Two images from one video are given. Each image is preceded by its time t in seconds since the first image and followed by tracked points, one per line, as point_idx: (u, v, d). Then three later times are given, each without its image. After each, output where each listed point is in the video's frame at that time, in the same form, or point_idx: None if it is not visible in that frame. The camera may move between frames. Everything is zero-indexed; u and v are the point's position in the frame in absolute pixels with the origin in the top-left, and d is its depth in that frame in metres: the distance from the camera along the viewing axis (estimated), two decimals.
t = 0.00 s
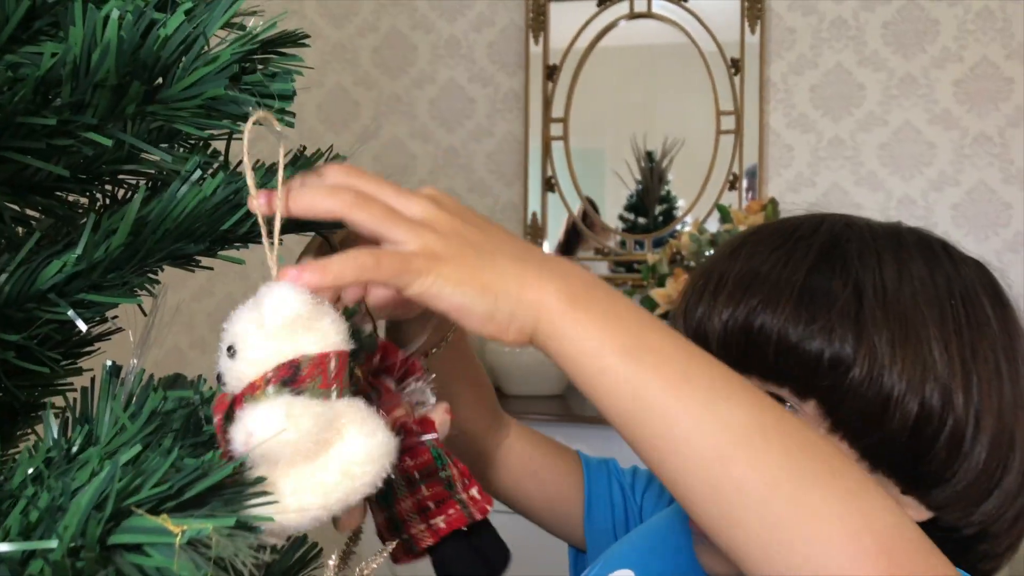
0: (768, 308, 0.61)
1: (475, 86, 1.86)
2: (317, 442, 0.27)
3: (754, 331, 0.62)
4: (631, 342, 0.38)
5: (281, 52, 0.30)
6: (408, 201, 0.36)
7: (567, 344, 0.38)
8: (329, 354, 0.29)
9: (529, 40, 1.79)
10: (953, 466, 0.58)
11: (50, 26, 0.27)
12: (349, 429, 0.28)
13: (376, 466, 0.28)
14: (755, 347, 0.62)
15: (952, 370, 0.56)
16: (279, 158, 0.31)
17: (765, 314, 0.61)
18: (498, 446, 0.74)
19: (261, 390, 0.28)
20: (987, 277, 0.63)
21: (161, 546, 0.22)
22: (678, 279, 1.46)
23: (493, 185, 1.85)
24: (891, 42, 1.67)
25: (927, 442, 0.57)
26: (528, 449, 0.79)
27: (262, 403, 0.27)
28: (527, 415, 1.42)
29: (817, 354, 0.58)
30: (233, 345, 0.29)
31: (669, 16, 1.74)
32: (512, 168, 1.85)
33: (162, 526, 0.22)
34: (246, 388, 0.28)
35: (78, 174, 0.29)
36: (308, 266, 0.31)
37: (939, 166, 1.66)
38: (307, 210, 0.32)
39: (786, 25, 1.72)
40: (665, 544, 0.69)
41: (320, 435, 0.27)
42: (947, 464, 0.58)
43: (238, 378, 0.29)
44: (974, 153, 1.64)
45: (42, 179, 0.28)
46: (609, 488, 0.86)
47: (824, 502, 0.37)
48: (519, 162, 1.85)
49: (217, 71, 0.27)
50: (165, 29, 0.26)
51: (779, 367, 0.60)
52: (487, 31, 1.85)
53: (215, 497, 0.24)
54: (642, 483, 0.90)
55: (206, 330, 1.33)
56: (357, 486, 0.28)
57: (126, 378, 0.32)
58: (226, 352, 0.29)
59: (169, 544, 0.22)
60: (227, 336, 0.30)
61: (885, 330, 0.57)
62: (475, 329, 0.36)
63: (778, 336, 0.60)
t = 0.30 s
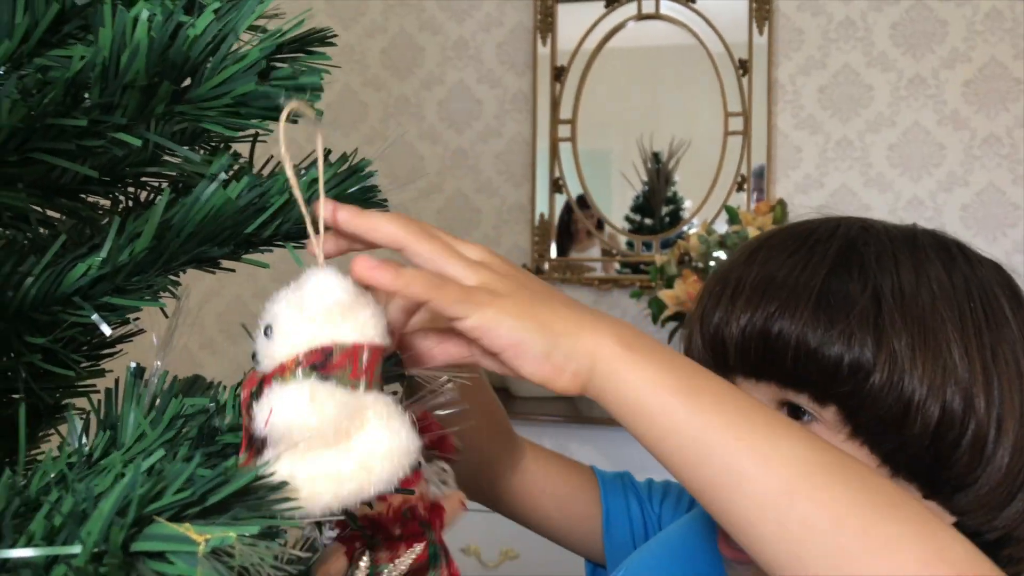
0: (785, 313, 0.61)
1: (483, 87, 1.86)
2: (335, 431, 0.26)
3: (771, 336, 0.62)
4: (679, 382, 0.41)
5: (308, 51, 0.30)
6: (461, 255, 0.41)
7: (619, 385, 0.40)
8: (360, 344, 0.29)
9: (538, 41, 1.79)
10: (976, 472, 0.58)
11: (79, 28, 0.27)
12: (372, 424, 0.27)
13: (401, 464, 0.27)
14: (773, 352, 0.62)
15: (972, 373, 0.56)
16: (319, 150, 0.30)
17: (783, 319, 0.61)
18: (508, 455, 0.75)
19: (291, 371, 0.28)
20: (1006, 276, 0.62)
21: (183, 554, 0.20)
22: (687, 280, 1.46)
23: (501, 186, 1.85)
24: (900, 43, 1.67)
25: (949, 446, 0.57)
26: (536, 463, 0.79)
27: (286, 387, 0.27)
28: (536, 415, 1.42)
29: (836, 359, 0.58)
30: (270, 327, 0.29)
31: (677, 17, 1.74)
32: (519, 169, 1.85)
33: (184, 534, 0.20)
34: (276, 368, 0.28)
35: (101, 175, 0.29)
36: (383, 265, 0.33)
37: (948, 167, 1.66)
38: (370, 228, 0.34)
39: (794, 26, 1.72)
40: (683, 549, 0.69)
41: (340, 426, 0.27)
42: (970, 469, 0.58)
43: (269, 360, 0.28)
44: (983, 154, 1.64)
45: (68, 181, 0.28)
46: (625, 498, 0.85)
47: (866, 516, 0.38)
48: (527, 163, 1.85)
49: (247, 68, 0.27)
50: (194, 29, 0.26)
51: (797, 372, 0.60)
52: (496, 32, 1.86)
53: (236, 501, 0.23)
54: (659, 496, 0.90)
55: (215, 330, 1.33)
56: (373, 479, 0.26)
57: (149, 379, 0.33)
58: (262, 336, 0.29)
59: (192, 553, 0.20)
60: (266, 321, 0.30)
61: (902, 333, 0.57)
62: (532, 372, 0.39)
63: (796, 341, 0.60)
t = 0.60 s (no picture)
0: (798, 330, 0.62)
1: (489, 90, 1.87)
2: (370, 433, 0.28)
3: (785, 354, 0.62)
4: (725, 411, 0.42)
5: (332, 60, 0.30)
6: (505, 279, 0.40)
7: (665, 412, 0.41)
8: (386, 347, 0.29)
9: (544, 44, 1.79)
10: (1000, 481, 0.58)
11: (106, 39, 0.27)
12: (400, 422, 0.29)
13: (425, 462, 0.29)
14: (787, 371, 0.62)
15: (989, 381, 0.56)
16: (342, 158, 0.30)
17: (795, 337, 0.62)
18: (532, 476, 0.75)
19: (322, 373, 0.28)
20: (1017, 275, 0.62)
21: (205, 559, 0.20)
22: (694, 282, 1.46)
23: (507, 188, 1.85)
24: (906, 46, 1.67)
25: (971, 456, 0.57)
26: (559, 482, 0.79)
27: (323, 389, 0.28)
28: (542, 418, 1.42)
29: (853, 374, 0.58)
30: (295, 327, 0.29)
31: (684, 19, 1.75)
32: (525, 171, 1.85)
33: (207, 540, 0.21)
34: (304, 371, 0.29)
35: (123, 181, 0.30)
36: (439, 296, 0.32)
37: (955, 170, 1.66)
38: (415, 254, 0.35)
39: (800, 28, 1.72)
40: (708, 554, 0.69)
41: (373, 428, 0.28)
42: (992, 477, 0.58)
43: (296, 363, 0.29)
44: (990, 157, 1.64)
45: (90, 188, 0.29)
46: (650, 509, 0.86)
47: (909, 539, 0.38)
48: (533, 165, 1.85)
49: (273, 77, 0.28)
50: (221, 37, 0.27)
51: (812, 390, 0.61)
52: (502, 35, 1.86)
53: (257, 508, 0.23)
54: (684, 504, 0.90)
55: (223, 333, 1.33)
56: (404, 476, 0.28)
57: (168, 384, 0.33)
58: (286, 336, 0.30)
59: (214, 558, 0.20)
60: (288, 321, 0.30)
61: (916, 345, 0.57)
62: (577, 399, 0.39)
63: (811, 359, 0.60)
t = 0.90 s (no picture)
0: (812, 331, 0.62)
1: (493, 88, 1.87)
2: (383, 421, 0.27)
3: (799, 355, 0.62)
4: (736, 414, 0.40)
5: (343, 51, 0.30)
6: (515, 282, 0.40)
7: (675, 417, 0.40)
8: (399, 337, 0.29)
9: (548, 42, 1.80)
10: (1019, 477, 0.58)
11: (118, 30, 0.28)
12: (414, 412, 0.28)
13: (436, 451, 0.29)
14: (802, 372, 0.62)
15: (1006, 377, 0.56)
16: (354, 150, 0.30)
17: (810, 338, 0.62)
18: (546, 481, 0.75)
19: (335, 362, 0.28)
20: None
21: (221, 540, 0.21)
22: (697, 279, 1.47)
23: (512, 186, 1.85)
24: (911, 43, 1.67)
25: (989, 454, 0.57)
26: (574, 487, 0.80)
27: (337, 376, 0.27)
28: (546, 414, 1.43)
29: (868, 374, 0.58)
30: (310, 317, 0.29)
31: (688, 17, 1.74)
32: (529, 169, 1.86)
33: (222, 521, 0.21)
34: (317, 359, 0.28)
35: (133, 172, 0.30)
36: (445, 297, 0.30)
37: (960, 167, 1.66)
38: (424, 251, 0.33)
39: (805, 26, 1.72)
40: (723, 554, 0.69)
41: (385, 417, 0.28)
42: (1011, 474, 0.58)
43: (310, 351, 0.28)
44: (995, 154, 1.64)
45: (101, 179, 0.29)
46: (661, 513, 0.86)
47: (921, 538, 0.38)
48: (537, 164, 1.85)
49: (284, 68, 0.28)
50: (232, 29, 0.27)
51: (827, 391, 0.61)
52: (506, 33, 1.86)
53: (271, 491, 0.23)
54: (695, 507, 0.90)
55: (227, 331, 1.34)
56: (415, 464, 0.28)
57: (178, 375, 0.33)
58: (300, 325, 0.29)
59: (230, 539, 0.20)
60: (302, 309, 0.29)
61: (930, 343, 0.57)
62: (582, 401, 0.39)
63: (825, 359, 0.60)
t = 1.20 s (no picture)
0: (815, 311, 0.62)
1: (495, 86, 1.87)
2: (374, 400, 0.27)
3: (803, 335, 0.62)
4: (718, 387, 0.39)
5: (330, 33, 0.30)
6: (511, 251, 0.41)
7: (652, 388, 0.40)
8: (388, 315, 0.29)
9: (550, 40, 1.79)
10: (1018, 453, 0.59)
11: (107, 14, 0.27)
12: (402, 393, 0.28)
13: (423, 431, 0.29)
14: (806, 351, 0.62)
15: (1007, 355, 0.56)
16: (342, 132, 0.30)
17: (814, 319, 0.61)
18: (542, 478, 0.76)
19: (324, 343, 0.27)
20: None
21: (208, 515, 0.21)
22: (700, 277, 1.47)
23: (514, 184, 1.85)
24: (914, 41, 1.66)
25: (990, 432, 0.57)
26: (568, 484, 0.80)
27: (326, 357, 0.27)
28: (548, 413, 1.43)
29: (870, 354, 0.58)
30: (297, 296, 0.28)
31: (690, 15, 1.74)
32: (531, 167, 1.86)
33: (209, 496, 0.21)
34: (306, 339, 0.28)
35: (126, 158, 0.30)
36: (438, 247, 0.32)
37: (963, 165, 1.65)
38: (422, 211, 0.36)
39: (807, 24, 1.71)
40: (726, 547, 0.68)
41: (375, 395, 0.27)
42: (1013, 452, 0.58)
43: (299, 331, 0.28)
44: (998, 152, 1.64)
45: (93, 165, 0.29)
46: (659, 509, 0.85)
47: (904, 511, 0.36)
48: (539, 162, 1.85)
49: (271, 48, 0.27)
50: (220, 10, 0.27)
51: (832, 372, 0.61)
52: (508, 32, 1.86)
53: (257, 469, 0.23)
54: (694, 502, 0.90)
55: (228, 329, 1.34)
56: (405, 442, 0.28)
57: (169, 362, 0.33)
58: (287, 305, 0.28)
59: (217, 514, 0.21)
60: (289, 289, 0.29)
61: (932, 320, 0.57)
62: (565, 367, 0.39)
63: (830, 339, 0.60)
